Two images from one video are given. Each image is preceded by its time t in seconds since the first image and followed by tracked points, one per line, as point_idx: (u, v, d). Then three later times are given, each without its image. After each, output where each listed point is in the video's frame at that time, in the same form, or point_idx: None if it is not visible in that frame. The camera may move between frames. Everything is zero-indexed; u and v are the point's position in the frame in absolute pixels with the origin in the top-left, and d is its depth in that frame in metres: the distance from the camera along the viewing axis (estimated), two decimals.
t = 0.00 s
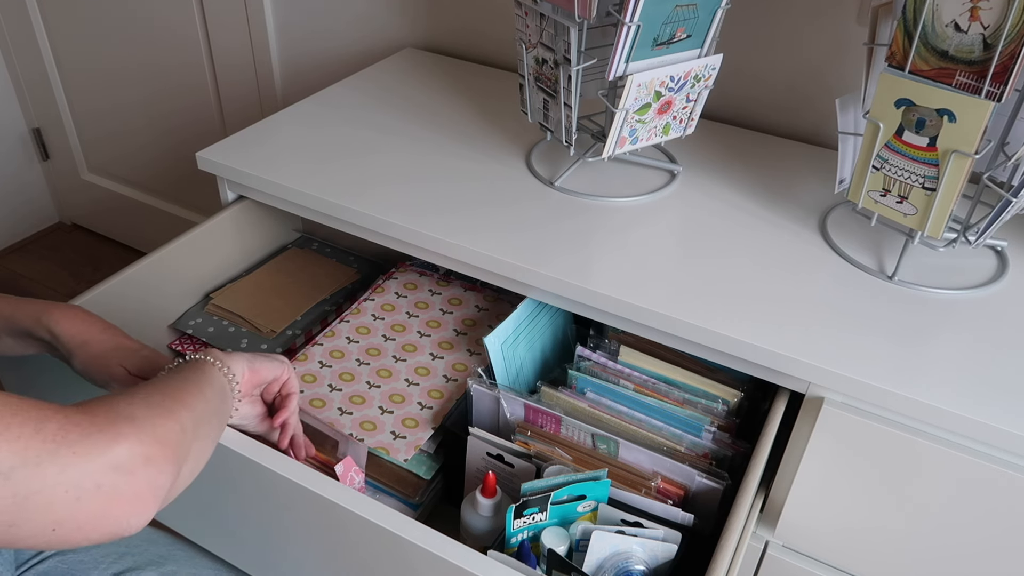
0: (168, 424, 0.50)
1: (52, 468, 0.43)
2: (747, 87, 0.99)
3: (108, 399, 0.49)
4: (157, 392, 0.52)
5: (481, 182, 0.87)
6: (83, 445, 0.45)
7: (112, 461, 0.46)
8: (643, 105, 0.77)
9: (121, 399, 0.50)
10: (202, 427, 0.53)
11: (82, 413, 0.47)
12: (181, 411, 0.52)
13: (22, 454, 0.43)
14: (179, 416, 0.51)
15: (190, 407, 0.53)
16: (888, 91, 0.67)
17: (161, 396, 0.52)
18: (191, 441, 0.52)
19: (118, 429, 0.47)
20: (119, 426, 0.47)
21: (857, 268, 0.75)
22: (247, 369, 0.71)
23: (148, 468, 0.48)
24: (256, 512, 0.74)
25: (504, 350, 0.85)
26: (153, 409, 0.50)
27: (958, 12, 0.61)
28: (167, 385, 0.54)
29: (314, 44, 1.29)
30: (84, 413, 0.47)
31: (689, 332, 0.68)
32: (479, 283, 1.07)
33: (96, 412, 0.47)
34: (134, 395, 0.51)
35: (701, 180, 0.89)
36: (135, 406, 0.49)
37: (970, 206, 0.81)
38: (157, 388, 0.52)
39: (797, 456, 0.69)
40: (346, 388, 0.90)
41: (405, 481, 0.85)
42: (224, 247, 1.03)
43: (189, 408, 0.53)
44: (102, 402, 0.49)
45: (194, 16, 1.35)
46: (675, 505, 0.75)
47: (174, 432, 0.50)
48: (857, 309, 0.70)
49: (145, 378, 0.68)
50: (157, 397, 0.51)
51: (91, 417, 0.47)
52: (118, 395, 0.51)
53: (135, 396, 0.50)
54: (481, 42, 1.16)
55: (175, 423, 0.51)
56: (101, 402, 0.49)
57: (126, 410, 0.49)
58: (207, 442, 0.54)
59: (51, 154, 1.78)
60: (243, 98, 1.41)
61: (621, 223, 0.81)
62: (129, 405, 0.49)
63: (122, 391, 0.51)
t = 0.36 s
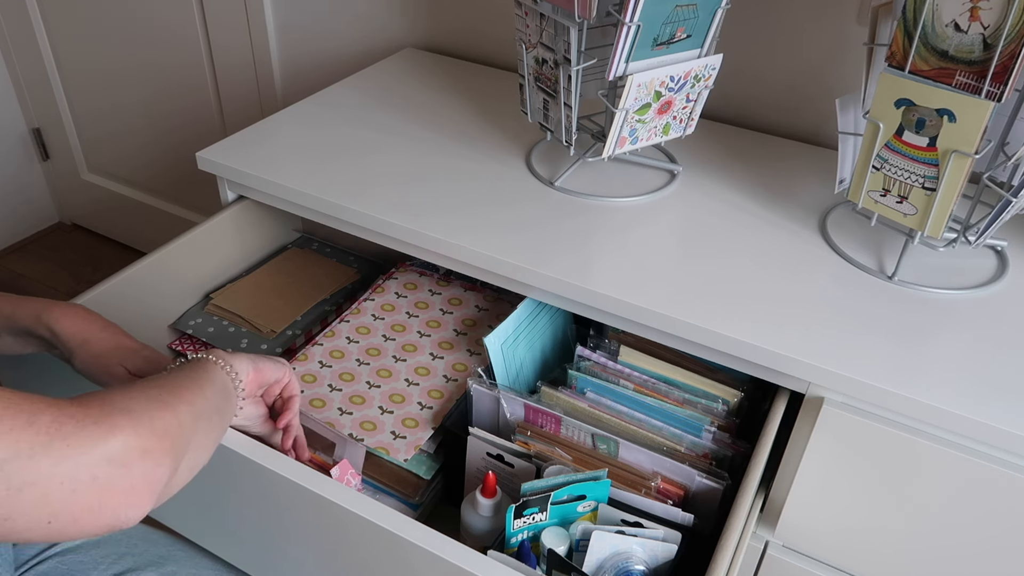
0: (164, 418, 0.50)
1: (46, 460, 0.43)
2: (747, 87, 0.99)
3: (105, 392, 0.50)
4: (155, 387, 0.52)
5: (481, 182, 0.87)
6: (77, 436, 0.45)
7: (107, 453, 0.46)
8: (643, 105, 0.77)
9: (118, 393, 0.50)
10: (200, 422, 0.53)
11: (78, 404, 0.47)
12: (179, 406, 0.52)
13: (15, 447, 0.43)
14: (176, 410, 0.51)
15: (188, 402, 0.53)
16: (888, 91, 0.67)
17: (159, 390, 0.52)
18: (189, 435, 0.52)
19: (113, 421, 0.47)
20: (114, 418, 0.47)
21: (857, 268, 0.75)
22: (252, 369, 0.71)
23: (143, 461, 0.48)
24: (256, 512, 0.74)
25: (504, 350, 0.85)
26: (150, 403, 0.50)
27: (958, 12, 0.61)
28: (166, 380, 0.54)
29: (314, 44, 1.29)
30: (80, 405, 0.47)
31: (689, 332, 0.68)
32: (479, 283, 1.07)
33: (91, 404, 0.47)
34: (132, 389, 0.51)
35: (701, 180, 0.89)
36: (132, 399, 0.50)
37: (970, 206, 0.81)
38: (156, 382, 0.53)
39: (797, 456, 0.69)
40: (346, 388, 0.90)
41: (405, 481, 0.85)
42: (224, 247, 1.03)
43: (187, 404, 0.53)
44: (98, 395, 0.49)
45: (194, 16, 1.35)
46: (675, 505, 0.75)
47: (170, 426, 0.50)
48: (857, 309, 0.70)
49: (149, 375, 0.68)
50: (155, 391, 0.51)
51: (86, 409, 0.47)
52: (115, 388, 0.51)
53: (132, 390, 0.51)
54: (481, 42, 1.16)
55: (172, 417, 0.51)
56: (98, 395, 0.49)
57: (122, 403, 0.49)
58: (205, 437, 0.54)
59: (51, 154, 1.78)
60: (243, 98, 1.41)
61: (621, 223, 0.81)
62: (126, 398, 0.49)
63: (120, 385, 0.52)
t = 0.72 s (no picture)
0: (156, 420, 0.50)
1: (35, 465, 0.43)
2: (747, 88, 0.99)
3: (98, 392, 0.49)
4: (149, 386, 0.52)
5: (482, 182, 0.87)
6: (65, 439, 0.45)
7: (96, 456, 0.46)
8: (643, 105, 0.77)
9: (110, 394, 0.49)
10: (193, 423, 0.53)
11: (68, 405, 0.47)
12: (172, 406, 0.52)
13: (4, 451, 0.42)
14: (170, 411, 0.51)
15: (182, 403, 0.53)
16: (888, 91, 0.67)
17: (153, 390, 0.52)
18: (181, 437, 0.51)
19: (103, 423, 0.47)
20: (105, 420, 0.47)
21: (857, 268, 0.75)
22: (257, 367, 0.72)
23: (134, 464, 0.48)
24: (256, 512, 0.74)
25: (504, 350, 0.85)
26: (142, 403, 0.50)
27: (958, 12, 0.61)
28: (161, 379, 0.54)
29: (314, 44, 1.29)
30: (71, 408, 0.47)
31: (689, 332, 0.68)
32: (479, 283, 1.07)
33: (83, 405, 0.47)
34: (125, 389, 0.50)
35: (701, 180, 0.89)
36: (124, 399, 0.49)
37: (969, 207, 0.81)
38: (150, 382, 0.52)
39: (797, 456, 0.69)
40: (347, 388, 0.90)
41: (405, 481, 0.85)
42: (224, 247, 1.03)
43: (181, 405, 0.53)
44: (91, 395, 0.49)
45: (194, 16, 1.35)
46: (675, 505, 0.75)
47: (162, 428, 0.50)
48: (857, 309, 0.70)
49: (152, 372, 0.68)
50: (148, 391, 0.51)
51: (77, 412, 0.46)
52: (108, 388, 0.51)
53: (124, 390, 0.50)
54: (481, 42, 1.16)
55: (166, 418, 0.51)
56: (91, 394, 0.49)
57: (114, 404, 0.49)
58: (198, 438, 0.53)
59: (51, 154, 1.78)
60: (243, 98, 1.41)
61: (621, 223, 0.81)
62: (118, 399, 0.49)
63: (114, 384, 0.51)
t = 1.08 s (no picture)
0: (119, 519, 0.45)
1: None
2: (747, 87, 0.99)
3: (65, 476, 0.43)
4: (122, 469, 0.45)
5: (482, 182, 0.87)
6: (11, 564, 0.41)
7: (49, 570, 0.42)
8: (643, 105, 0.77)
9: (70, 482, 0.43)
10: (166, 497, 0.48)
11: (21, 508, 0.42)
12: (142, 492, 0.46)
13: None
14: (138, 500, 0.46)
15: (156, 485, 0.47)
16: (888, 91, 0.67)
17: (126, 472, 0.45)
18: (147, 519, 0.47)
19: (55, 533, 0.42)
20: (57, 535, 0.42)
21: (857, 268, 0.75)
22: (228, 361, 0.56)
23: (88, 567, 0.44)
24: (256, 512, 0.74)
25: (504, 349, 0.85)
26: (107, 499, 0.44)
27: (958, 12, 0.61)
28: (136, 440, 0.46)
29: (314, 44, 1.29)
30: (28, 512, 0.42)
31: (690, 332, 0.68)
32: (479, 283, 1.07)
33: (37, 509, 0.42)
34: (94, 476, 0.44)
35: (700, 180, 0.89)
36: (90, 496, 0.44)
37: (969, 206, 0.81)
38: (129, 453, 0.45)
39: (797, 456, 0.69)
40: (347, 388, 0.90)
41: (405, 481, 0.84)
42: (224, 247, 1.03)
43: (153, 487, 0.46)
44: (56, 477, 0.43)
45: (194, 16, 1.35)
46: (675, 505, 0.75)
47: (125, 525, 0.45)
48: (857, 309, 0.70)
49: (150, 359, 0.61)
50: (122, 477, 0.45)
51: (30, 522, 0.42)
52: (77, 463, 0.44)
53: (95, 477, 0.44)
54: (481, 41, 1.16)
55: (127, 510, 0.45)
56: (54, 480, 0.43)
57: (75, 506, 0.43)
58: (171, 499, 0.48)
59: (51, 154, 1.78)
60: (243, 98, 1.41)
61: (621, 223, 0.81)
62: (80, 498, 0.43)
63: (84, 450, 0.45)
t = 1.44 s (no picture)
0: (97, 565, 0.46)
1: None
2: (747, 87, 1.00)
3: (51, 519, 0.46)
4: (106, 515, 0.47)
5: (482, 182, 0.87)
6: None
7: None
8: (643, 105, 0.77)
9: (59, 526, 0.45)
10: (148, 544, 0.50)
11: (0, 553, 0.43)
12: (123, 539, 0.48)
13: None
14: (117, 547, 0.47)
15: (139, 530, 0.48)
16: (888, 91, 0.67)
17: (111, 518, 0.47)
18: (128, 563, 0.49)
19: None
20: None
21: (857, 268, 0.75)
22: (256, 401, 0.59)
23: None
24: (256, 512, 0.74)
25: (504, 349, 0.85)
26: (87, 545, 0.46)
27: (958, 12, 0.61)
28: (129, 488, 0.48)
29: (314, 44, 1.29)
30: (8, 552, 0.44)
31: (690, 333, 0.68)
32: (479, 283, 1.07)
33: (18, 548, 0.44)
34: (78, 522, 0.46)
35: (700, 180, 0.89)
36: (71, 541, 0.46)
37: (969, 206, 0.81)
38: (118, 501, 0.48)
39: (797, 456, 0.69)
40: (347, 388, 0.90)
41: (405, 482, 0.84)
42: (223, 247, 1.03)
43: (135, 534, 0.48)
44: (43, 518, 0.45)
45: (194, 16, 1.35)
46: (675, 505, 0.75)
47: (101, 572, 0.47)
48: (857, 309, 0.70)
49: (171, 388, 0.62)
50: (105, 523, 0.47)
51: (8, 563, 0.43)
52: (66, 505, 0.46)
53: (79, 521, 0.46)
54: (481, 41, 1.16)
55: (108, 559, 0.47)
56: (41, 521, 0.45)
57: (54, 548, 0.45)
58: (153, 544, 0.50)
59: (51, 154, 1.78)
60: (243, 98, 1.41)
61: (621, 223, 0.81)
62: (63, 541, 0.45)
63: (74, 491, 0.47)
